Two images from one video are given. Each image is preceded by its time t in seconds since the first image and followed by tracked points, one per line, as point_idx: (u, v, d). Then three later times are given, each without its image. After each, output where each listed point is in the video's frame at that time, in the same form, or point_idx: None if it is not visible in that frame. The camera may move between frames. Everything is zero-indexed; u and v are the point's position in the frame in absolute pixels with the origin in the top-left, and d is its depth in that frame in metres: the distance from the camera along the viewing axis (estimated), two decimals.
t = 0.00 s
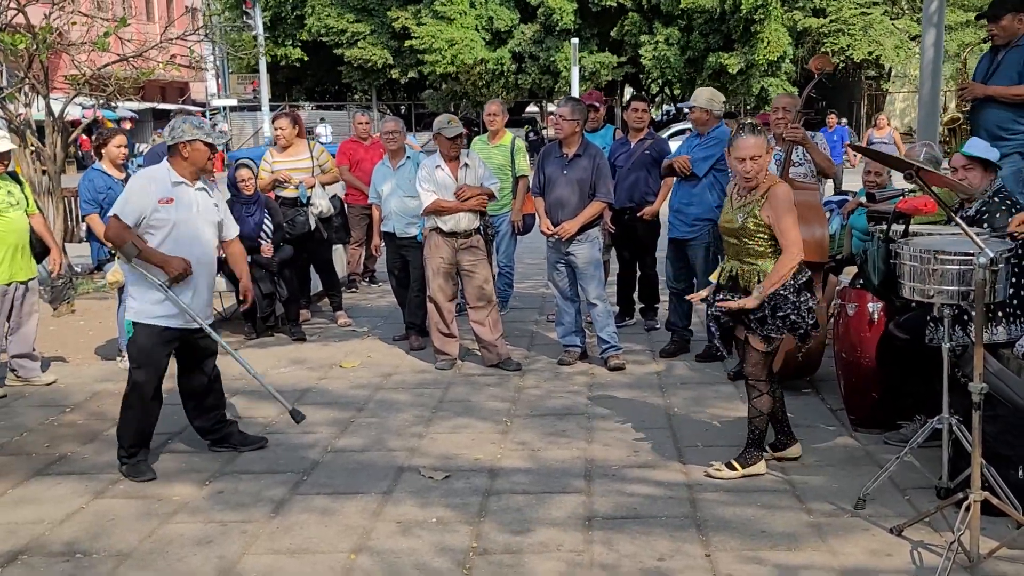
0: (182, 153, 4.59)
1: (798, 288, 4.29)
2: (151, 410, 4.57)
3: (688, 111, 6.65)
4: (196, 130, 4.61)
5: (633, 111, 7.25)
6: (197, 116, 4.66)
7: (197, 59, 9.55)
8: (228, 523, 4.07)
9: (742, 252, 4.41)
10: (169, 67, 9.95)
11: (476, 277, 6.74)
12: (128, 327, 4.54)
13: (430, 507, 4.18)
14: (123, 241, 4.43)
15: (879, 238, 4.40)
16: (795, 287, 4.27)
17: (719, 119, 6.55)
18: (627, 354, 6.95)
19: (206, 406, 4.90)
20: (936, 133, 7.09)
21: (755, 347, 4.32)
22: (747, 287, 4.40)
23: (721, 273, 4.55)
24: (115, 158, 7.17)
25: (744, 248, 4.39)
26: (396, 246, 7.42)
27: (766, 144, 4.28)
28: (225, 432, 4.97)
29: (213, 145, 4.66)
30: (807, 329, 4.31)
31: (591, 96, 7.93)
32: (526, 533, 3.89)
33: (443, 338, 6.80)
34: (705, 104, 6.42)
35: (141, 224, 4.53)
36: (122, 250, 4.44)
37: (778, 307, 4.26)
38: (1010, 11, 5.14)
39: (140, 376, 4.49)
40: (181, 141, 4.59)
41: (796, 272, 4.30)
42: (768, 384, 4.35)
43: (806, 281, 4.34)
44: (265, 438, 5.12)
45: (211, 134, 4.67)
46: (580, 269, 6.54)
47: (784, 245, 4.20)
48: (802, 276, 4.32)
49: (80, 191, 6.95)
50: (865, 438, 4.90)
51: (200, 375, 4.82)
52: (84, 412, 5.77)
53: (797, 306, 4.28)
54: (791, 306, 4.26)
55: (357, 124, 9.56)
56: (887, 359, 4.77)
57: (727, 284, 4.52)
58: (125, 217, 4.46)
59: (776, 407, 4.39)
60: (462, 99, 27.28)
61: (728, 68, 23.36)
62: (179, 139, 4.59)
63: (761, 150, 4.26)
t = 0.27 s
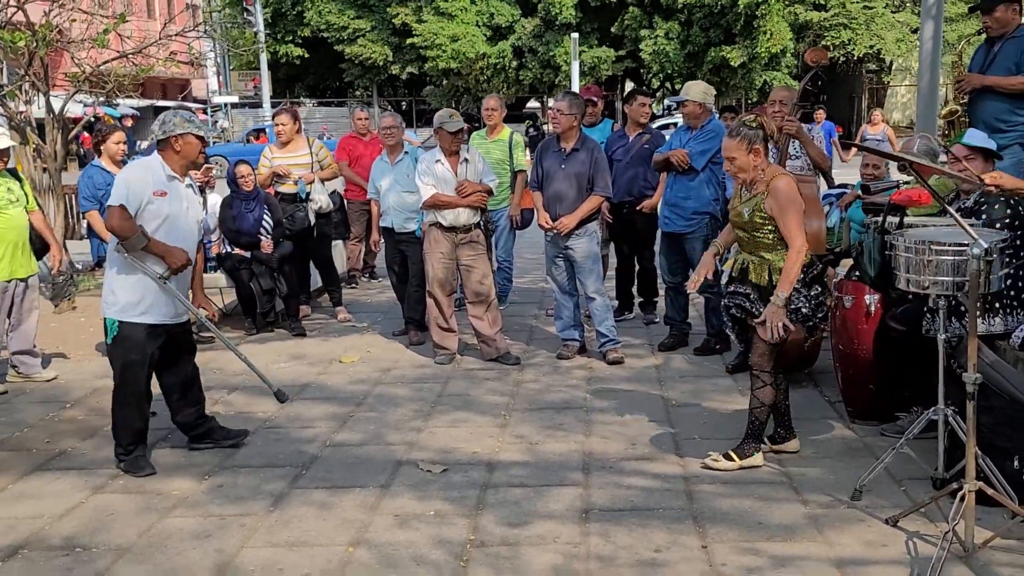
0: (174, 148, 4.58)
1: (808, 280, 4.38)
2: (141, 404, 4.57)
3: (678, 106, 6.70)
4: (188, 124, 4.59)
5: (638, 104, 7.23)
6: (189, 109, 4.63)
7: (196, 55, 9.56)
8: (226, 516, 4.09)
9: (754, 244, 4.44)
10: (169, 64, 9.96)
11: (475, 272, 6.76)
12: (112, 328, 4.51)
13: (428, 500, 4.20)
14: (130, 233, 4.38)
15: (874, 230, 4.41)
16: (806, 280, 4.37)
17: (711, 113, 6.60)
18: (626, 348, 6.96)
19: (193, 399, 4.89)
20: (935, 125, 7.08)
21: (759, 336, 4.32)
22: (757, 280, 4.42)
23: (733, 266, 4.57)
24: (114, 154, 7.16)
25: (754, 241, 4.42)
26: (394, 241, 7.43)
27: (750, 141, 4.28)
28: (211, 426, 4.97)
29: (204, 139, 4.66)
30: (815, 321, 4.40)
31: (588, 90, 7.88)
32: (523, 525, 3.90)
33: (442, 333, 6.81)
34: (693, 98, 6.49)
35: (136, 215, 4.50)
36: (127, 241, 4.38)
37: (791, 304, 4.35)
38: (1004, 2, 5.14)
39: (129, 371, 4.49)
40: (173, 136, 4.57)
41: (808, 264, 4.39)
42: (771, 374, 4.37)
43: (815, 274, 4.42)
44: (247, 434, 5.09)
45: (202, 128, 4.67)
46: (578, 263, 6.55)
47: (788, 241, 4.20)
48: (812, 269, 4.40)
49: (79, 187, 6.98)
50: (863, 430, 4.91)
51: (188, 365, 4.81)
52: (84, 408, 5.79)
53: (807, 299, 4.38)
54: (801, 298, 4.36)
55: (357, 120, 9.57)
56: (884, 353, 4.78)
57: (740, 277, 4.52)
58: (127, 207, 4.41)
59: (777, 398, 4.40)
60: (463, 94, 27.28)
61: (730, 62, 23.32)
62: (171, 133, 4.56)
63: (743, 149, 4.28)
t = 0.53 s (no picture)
0: (166, 139, 4.57)
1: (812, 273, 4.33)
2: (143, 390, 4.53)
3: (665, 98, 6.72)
4: (179, 116, 4.55)
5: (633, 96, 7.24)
6: (181, 101, 4.60)
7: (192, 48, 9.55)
8: (218, 507, 4.11)
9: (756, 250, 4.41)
10: (165, 57, 9.95)
11: (470, 263, 6.77)
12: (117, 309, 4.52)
13: (419, 490, 4.21)
14: (126, 219, 4.37)
15: (863, 220, 4.42)
16: (808, 273, 4.31)
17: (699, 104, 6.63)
18: (620, 339, 6.98)
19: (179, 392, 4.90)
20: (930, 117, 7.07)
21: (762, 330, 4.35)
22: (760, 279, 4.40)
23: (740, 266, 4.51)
24: (109, 147, 7.14)
25: (754, 247, 4.39)
26: (388, 233, 7.44)
27: (712, 157, 4.33)
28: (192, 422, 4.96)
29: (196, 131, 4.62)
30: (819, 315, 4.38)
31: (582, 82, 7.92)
32: (513, 515, 3.92)
33: (437, 324, 6.84)
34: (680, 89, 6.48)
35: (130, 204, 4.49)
36: (122, 227, 4.37)
37: (791, 297, 4.30)
38: None
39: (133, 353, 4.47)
40: (164, 128, 4.55)
41: (810, 256, 4.32)
42: (769, 364, 4.41)
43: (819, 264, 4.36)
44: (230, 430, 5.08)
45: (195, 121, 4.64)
46: (572, 254, 6.56)
47: (780, 235, 4.16)
48: (815, 260, 4.34)
49: (74, 180, 6.99)
50: (854, 419, 4.93)
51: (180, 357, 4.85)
52: (79, 400, 5.81)
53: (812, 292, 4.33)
54: (805, 292, 4.31)
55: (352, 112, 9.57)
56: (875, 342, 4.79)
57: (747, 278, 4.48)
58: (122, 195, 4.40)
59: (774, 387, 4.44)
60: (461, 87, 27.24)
61: (731, 53, 23.27)
62: (162, 125, 4.55)
63: (706, 164, 4.35)
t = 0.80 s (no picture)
0: (151, 137, 4.56)
1: (805, 267, 4.32)
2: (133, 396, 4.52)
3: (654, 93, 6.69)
4: (165, 114, 4.57)
5: (628, 91, 7.30)
6: (166, 100, 4.63)
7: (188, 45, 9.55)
8: (210, 503, 4.11)
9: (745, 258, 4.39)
10: (161, 54, 9.94)
11: (465, 260, 6.76)
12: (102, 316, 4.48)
13: (412, 486, 4.22)
14: (92, 222, 4.33)
15: (853, 214, 4.42)
16: (801, 267, 4.31)
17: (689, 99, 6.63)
18: (615, 335, 6.98)
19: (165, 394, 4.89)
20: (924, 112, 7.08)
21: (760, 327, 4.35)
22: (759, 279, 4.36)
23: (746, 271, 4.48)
24: (104, 145, 7.06)
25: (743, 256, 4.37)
26: (383, 230, 7.44)
27: (688, 171, 4.33)
28: (184, 419, 4.97)
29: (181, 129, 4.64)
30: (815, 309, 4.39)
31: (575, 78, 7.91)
32: (505, 510, 3.93)
33: (432, 321, 6.83)
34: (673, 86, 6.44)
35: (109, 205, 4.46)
36: (87, 229, 4.34)
37: (791, 294, 4.30)
38: None
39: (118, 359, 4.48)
40: (148, 126, 4.54)
41: (800, 250, 4.33)
42: (764, 362, 4.41)
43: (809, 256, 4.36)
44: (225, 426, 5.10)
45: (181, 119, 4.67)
46: (566, 250, 6.57)
47: (769, 236, 4.15)
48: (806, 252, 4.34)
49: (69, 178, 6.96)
50: (846, 414, 4.94)
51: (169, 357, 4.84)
52: (73, 397, 5.82)
53: (807, 286, 4.33)
54: (802, 289, 4.31)
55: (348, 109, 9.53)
56: (867, 337, 4.81)
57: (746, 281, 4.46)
58: (97, 195, 4.37)
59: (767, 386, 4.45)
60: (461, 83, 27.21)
61: (731, 49, 23.26)
62: (148, 123, 4.54)
63: (681, 178, 4.35)
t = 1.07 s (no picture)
0: (143, 144, 4.58)
1: (788, 265, 4.34)
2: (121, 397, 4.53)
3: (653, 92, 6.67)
4: (162, 122, 4.52)
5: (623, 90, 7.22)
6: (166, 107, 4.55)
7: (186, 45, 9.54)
8: (208, 504, 4.12)
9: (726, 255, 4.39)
10: (159, 54, 9.93)
11: (463, 260, 6.77)
12: (87, 315, 4.48)
13: (408, 487, 4.23)
14: (85, 221, 4.34)
15: (848, 214, 4.44)
16: (784, 264, 4.33)
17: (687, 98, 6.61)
18: (613, 335, 6.99)
19: (151, 395, 4.88)
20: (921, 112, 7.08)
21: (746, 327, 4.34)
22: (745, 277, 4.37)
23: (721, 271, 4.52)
24: (101, 146, 7.06)
25: (723, 254, 4.38)
26: (381, 229, 7.45)
27: (675, 164, 4.34)
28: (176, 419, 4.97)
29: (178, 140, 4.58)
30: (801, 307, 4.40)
31: (573, 78, 7.90)
32: (501, 510, 3.93)
33: (430, 323, 6.82)
34: (674, 85, 6.48)
35: (103, 206, 4.46)
36: (81, 227, 4.34)
37: (776, 293, 4.31)
38: None
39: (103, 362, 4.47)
40: (144, 131, 4.53)
41: (784, 249, 4.36)
42: (751, 363, 4.41)
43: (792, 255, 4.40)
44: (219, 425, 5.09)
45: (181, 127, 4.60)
46: (564, 250, 6.57)
47: (756, 234, 4.18)
48: (788, 251, 4.39)
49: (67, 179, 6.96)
50: (843, 414, 4.94)
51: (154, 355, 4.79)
52: (71, 398, 5.82)
53: (791, 284, 4.34)
54: (785, 286, 4.31)
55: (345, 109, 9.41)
56: (864, 336, 4.82)
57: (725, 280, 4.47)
58: (92, 198, 4.37)
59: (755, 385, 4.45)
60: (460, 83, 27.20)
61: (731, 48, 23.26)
62: (144, 128, 4.53)
63: (668, 170, 4.35)
